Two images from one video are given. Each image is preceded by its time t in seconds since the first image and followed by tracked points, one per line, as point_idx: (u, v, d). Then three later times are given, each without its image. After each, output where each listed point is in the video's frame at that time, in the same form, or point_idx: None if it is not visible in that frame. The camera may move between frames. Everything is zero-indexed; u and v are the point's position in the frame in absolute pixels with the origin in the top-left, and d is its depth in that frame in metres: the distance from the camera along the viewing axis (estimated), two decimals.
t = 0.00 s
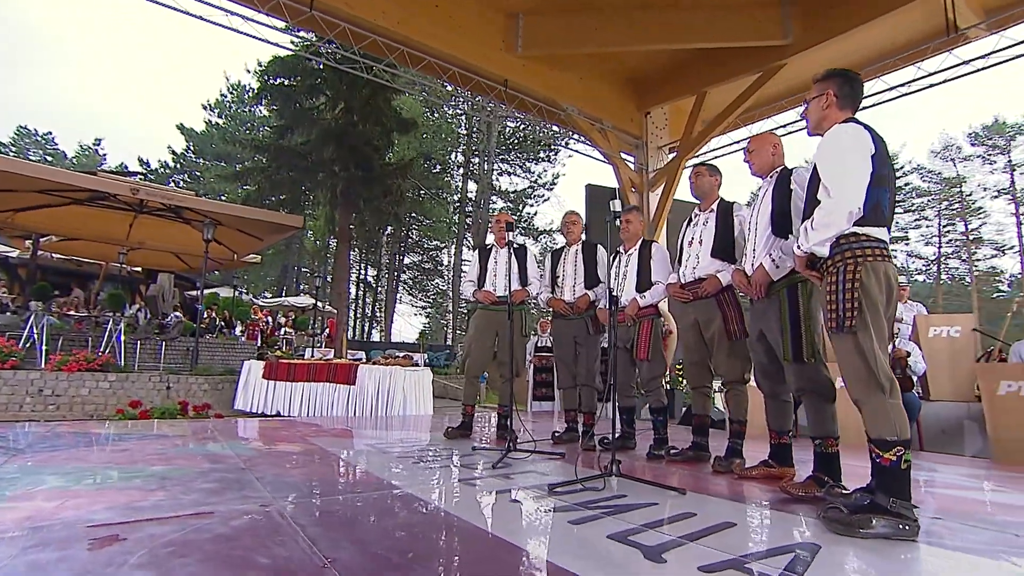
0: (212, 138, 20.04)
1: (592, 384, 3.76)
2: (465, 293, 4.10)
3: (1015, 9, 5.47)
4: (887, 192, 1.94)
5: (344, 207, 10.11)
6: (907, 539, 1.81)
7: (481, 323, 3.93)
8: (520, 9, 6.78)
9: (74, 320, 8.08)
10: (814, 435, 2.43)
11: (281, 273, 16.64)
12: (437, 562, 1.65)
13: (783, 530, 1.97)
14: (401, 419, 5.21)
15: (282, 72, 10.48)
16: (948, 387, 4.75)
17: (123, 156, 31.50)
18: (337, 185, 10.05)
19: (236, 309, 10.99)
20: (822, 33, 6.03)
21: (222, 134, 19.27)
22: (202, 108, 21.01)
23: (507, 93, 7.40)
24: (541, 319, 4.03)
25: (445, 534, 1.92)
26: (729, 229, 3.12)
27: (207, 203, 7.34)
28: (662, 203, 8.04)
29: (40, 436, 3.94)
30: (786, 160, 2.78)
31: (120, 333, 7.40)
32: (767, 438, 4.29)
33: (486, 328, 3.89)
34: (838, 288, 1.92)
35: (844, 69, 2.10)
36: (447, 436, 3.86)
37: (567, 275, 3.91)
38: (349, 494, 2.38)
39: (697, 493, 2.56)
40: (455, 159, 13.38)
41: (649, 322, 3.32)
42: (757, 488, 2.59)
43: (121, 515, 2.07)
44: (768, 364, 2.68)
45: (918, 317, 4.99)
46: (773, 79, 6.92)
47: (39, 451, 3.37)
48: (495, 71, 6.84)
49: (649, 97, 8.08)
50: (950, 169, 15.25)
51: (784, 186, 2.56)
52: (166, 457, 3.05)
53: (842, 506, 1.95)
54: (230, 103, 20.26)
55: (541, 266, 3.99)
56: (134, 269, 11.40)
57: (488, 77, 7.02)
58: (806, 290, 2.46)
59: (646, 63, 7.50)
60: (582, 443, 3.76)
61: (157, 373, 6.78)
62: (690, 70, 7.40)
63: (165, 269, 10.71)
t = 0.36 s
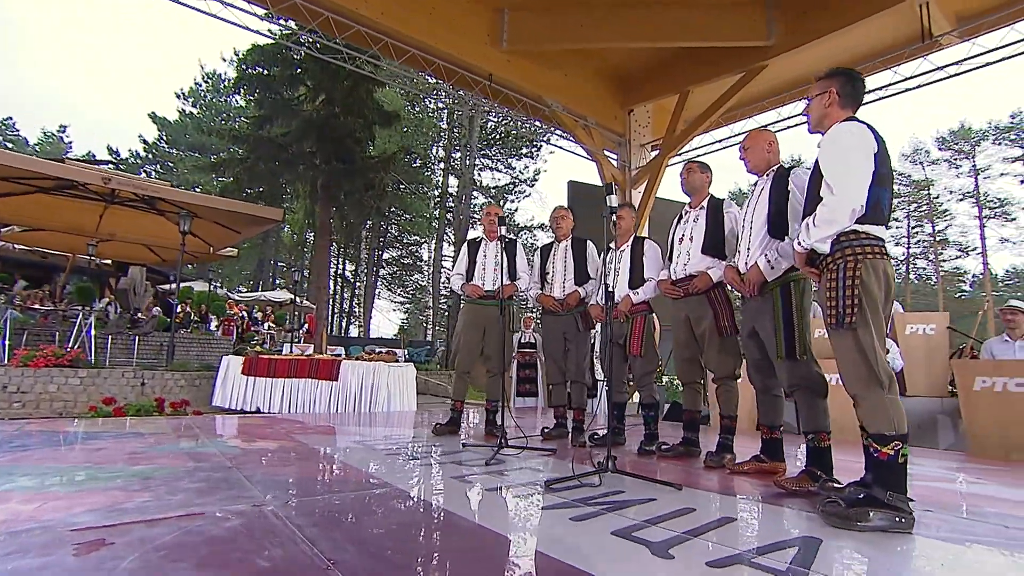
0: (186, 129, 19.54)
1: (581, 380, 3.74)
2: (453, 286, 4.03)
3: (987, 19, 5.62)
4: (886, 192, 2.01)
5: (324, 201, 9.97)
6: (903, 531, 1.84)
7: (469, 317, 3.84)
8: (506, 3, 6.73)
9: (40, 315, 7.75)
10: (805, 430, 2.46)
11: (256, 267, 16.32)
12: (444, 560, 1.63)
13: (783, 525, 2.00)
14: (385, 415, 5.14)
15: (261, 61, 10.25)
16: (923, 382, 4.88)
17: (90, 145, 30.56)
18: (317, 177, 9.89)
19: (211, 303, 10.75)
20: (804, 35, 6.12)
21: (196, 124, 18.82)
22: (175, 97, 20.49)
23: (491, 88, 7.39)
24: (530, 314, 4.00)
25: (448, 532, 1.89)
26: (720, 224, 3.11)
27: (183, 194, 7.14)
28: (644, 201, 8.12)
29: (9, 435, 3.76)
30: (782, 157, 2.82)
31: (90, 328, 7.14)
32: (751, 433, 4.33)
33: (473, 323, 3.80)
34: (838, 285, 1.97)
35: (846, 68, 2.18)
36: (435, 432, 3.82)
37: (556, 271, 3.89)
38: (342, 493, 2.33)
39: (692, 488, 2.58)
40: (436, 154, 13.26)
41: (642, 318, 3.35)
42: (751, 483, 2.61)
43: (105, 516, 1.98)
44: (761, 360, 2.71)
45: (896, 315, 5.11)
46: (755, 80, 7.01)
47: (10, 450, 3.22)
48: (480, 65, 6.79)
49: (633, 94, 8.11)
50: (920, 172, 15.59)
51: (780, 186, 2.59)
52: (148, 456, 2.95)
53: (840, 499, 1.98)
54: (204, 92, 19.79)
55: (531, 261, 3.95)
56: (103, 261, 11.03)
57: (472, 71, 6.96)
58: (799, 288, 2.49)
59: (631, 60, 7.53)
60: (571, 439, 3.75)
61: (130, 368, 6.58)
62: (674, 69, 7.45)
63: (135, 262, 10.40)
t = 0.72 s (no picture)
0: (158, 118, 19.01)
1: (571, 376, 3.71)
2: (440, 281, 3.94)
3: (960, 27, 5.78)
4: (885, 191, 2.05)
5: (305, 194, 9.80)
6: (899, 524, 1.89)
7: (457, 313, 3.77)
8: None
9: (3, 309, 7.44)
10: (798, 426, 2.49)
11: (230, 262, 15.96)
12: (453, 558, 1.62)
13: (782, 520, 2.03)
14: (368, 412, 5.08)
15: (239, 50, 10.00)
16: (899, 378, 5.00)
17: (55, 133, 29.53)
18: (296, 170, 9.69)
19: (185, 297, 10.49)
20: (786, 38, 6.22)
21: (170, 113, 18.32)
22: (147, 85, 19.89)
23: (476, 83, 7.36)
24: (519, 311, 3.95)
25: (453, 530, 1.87)
26: (712, 221, 3.07)
27: (160, 186, 6.94)
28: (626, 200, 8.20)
29: None
30: (776, 156, 2.86)
31: (59, 323, 6.88)
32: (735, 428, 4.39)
33: (461, 319, 3.74)
34: (838, 282, 2.01)
35: (845, 69, 2.24)
36: (424, 429, 3.78)
37: (546, 267, 3.85)
38: (337, 492, 2.28)
39: (687, 484, 2.60)
40: (417, 149, 13.12)
41: (636, 315, 3.38)
42: (744, 478, 2.65)
43: (92, 517, 1.90)
44: (754, 357, 2.74)
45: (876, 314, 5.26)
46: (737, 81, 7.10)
47: None
48: (465, 60, 6.73)
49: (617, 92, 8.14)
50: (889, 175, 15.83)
51: (775, 186, 2.63)
52: (129, 456, 2.85)
53: (838, 493, 2.01)
54: (178, 81, 19.27)
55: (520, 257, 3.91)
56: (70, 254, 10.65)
57: (457, 65, 6.90)
58: (793, 287, 2.53)
59: (615, 58, 7.55)
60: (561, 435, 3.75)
61: (103, 365, 6.37)
62: (657, 67, 7.50)
63: (105, 255, 10.06)
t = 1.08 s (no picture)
0: (129, 108, 18.45)
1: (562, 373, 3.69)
2: (428, 277, 3.89)
3: (934, 34, 5.93)
4: (880, 192, 2.12)
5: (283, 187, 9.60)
6: (894, 517, 1.93)
7: (447, 310, 3.73)
8: None
9: None
10: (791, 421, 2.54)
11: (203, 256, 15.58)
12: (465, 558, 1.60)
13: (780, 515, 2.06)
14: (352, 409, 5.01)
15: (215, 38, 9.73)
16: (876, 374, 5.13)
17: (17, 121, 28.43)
18: (276, 162, 9.48)
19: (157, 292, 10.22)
20: (768, 39, 6.31)
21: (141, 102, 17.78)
22: (117, 73, 19.25)
23: (461, 78, 7.30)
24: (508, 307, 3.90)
25: (459, 530, 1.85)
26: (704, 218, 3.07)
27: (135, 177, 6.74)
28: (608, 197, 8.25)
29: None
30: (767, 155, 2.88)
31: (25, 318, 6.62)
32: (719, 423, 4.43)
33: (452, 316, 3.70)
34: (837, 281, 2.06)
35: (844, 72, 2.31)
36: (412, 427, 3.74)
37: (536, 263, 3.81)
38: (330, 492, 2.23)
39: (682, 480, 2.62)
40: (397, 143, 12.97)
41: (628, 312, 3.41)
42: (737, 474, 2.68)
43: (78, 520, 1.82)
44: (747, 354, 2.78)
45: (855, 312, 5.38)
46: (719, 83, 7.19)
47: None
48: (449, 54, 6.67)
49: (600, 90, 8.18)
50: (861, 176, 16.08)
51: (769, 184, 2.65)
52: (110, 457, 2.75)
53: (834, 487, 2.05)
54: (150, 70, 18.71)
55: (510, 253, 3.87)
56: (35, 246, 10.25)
57: (441, 59, 6.83)
58: (786, 284, 2.56)
59: (599, 56, 7.58)
60: (551, 432, 3.74)
61: (74, 361, 6.15)
62: (641, 66, 7.54)
63: (72, 248, 9.72)
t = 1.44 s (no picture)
0: (98, 95, 17.87)
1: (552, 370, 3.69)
2: (418, 273, 3.85)
3: (909, 40, 6.10)
4: (873, 194, 2.19)
5: (262, 181, 9.39)
6: (887, 510, 1.98)
7: (438, 306, 3.71)
8: None
9: None
10: (782, 418, 2.59)
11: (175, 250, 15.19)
12: (478, 557, 1.60)
13: (778, 510, 2.11)
14: (336, 406, 4.95)
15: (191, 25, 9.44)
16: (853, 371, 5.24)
17: None
18: (254, 154, 9.24)
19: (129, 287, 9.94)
20: (751, 40, 6.40)
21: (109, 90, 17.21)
22: (84, 58, 18.61)
23: (446, 73, 7.22)
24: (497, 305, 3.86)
25: (468, 529, 1.85)
26: (695, 217, 3.10)
27: (109, 168, 6.53)
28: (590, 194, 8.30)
29: None
30: (758, 156, 2.91)
31: None
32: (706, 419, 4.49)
33: (442, 312, 3.68)
34: (832, 280, 2.11)
35: (839, 75, 2.36)
36: (402, 424, 3.71)
37: (527, 259, 3.79)
38: (327, 491, 2.20)
39: (676, 476, 2.65)
40: (377, 138, 12.79)
41: (618, 310, 3.42)
42: (729, 470, 2.72)
43: (69, 521, 1.75)
44: (738, 352, 2.81)
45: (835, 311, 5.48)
46: (702, 83, 7.28)
47: None
48: (433, 48, 6.61)
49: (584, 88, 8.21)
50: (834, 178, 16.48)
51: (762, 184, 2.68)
52: (92, 457, 2.65)
53: (828, 480, 2.09)
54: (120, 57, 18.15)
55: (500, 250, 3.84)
56: None
57: (425, 53, 6.77)
58: (778, 283, 2.59)
59: (583, 54, 7.59)
60: (541, 429, 3.74)
61: (43, 358, 5.95)
62: (625, 65, 7.58)
63: (38, 240, 9.37)
